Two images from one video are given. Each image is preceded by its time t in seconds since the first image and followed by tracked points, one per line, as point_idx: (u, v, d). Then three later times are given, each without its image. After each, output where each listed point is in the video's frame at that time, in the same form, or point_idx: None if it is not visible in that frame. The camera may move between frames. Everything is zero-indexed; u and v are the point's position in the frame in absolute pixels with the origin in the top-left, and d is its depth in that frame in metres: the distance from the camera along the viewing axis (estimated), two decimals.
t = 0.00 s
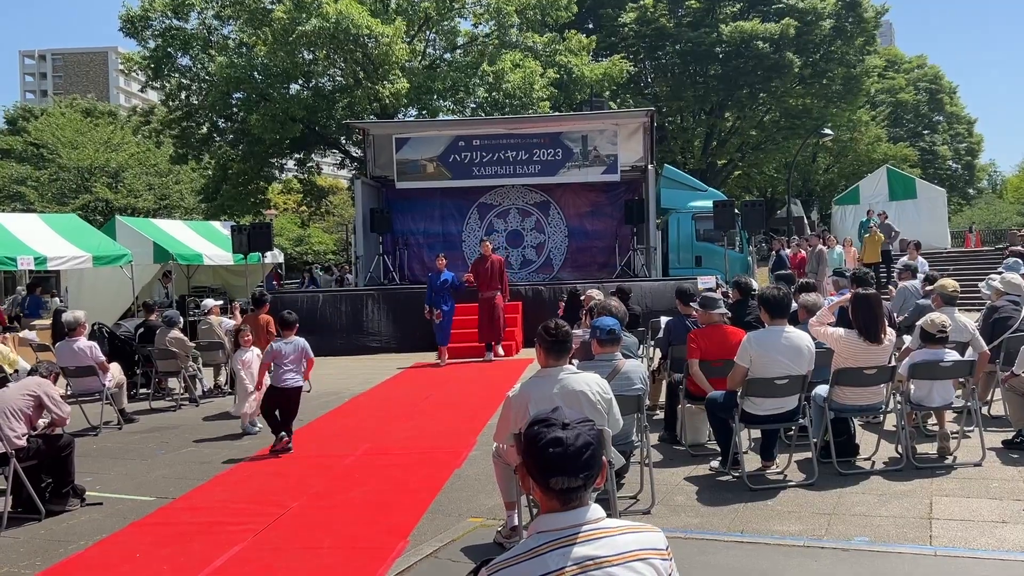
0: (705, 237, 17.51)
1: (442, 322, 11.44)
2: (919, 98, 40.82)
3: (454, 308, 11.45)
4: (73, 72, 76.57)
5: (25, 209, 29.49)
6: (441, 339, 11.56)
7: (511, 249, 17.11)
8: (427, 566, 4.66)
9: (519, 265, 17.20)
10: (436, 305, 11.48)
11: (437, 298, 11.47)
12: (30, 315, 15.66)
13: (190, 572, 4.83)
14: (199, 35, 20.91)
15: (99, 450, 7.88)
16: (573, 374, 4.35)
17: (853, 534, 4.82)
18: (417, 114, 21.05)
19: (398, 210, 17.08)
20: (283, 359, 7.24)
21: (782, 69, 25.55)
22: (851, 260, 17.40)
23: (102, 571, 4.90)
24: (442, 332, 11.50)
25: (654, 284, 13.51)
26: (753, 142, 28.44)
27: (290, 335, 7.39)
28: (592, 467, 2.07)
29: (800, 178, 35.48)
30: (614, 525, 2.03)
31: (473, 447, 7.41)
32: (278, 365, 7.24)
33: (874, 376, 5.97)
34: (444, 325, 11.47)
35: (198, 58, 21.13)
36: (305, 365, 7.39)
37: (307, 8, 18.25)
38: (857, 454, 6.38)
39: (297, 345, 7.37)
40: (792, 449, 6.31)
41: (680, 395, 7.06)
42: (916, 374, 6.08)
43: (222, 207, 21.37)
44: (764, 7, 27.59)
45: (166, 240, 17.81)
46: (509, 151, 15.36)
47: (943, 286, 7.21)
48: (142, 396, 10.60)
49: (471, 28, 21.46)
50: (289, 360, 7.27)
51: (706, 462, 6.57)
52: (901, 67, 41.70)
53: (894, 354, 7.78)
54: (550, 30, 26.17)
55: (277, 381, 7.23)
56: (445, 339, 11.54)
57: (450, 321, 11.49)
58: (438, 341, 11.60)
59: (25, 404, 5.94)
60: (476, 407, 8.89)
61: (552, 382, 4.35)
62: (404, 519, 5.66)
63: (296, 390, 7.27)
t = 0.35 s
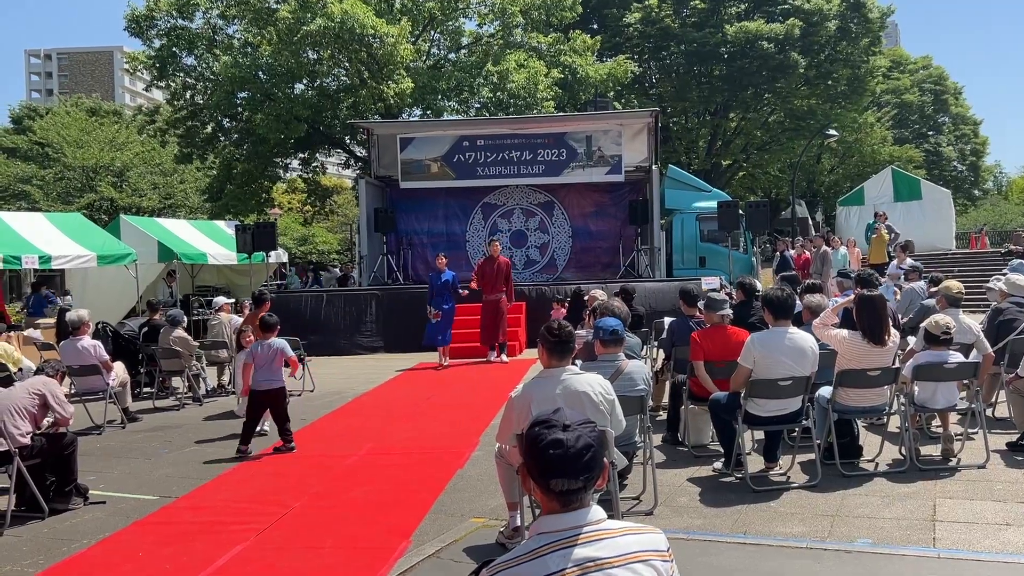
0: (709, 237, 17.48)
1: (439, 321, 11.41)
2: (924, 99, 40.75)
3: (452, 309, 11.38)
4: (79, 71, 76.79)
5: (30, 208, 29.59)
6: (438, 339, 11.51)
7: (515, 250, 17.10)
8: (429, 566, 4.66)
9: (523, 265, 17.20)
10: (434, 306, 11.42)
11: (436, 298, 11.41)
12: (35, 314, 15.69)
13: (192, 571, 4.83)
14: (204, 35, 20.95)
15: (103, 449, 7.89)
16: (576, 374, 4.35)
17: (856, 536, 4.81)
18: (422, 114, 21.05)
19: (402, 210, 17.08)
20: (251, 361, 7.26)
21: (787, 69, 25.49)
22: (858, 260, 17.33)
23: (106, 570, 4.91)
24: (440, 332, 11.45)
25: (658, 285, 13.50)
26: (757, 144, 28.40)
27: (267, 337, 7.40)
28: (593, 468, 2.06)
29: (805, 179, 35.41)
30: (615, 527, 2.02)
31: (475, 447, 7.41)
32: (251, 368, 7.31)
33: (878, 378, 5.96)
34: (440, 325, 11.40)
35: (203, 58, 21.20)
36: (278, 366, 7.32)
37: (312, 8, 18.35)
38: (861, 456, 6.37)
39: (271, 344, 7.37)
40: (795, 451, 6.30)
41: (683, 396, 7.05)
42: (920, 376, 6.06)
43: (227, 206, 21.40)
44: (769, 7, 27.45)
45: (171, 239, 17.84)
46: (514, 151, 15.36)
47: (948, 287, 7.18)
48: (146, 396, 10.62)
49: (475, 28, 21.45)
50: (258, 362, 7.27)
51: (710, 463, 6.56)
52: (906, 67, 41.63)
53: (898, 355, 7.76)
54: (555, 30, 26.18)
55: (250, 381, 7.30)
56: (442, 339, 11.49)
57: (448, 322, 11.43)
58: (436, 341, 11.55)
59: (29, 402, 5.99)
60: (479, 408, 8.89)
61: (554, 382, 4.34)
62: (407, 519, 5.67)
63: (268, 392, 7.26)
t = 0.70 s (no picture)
0: (714, 239, 17.46)
1: (441, 325, 11.33)
2: (931, 101, 40.69)
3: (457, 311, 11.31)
4: (86, 72, 77.07)
5: (37, 209, 29.73)
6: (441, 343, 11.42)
7: (520, 251, 17.11)
8: (433, 568, 4.66)
9: (527, 267, 17.19)
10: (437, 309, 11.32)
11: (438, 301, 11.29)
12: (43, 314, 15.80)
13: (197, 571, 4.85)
14: (210, 36, 21.00)
15: (108, 449, 7.92)
16: (580, 376, 4.35)
17: (861, 539, 4.79)
18: (427, 116, 21.07)
19: (407, 211, 17.10)
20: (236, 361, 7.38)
21: (793, 71, 25.42)
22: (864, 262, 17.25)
23: (111, 570, 4.93)
24: (443, 336, 11.37)
25: (663, 287, 13.49)
26: (763, 146, 28.35)
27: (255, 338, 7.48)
28: (596, 470, 2.06)
29: (811, 181, 35.36)
30: (618, 529, 2.02)
31: (480, 449, 7.41)
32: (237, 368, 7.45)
33: (883, 380, 5.95)
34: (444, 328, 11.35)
35: (209, 59, 21.29)
36: (255, 367, 7.34)
37: (319, 10, 18.49)
38: (866, 459, 6.35)
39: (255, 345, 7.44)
40: (800, 454, 6.28)
41: (688, 398, 7.04)
42: (925, 379, 6.05)
43: (232, 207, 21.46)
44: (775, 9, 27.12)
45: (176, 240, 17.89)
46: (519, 153, 15.36)
47: (954, 290, 7.15)
48: (152, 396, 10.64)
49: (481, 30, 21.45)
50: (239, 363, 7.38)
51: (715, 466, 6.55)
52: (913, 69, 41.57)
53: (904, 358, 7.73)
54: (560, 32, 26.22)
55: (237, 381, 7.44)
56: (445, 343, 11.41)
57: (451, 326, 11.36)
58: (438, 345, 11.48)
59: (35, 402, 5.99)
60: (484, 409, 8.89)
61: (558, 384, 4.34)
62: (411, 520, 5.67)
63: (247, 392, 7.31)
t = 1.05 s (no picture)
0: (720, 242, 17.44)
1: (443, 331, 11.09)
2: (938, 104, 40.59)
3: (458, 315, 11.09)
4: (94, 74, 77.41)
5: (44, 211, 29.87)
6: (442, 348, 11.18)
7: (526, 253, 17.11)
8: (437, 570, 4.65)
9: (533, 269, 17.19)
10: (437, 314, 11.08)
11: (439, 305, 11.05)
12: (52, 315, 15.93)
13: (202, 573, 4.86)
14: (216, 38, 21.07)
15: (114, 450, 7.94)
16: (585, 379, 4.33)
17: (867, 542, 4.78)
18: (433, 118, 21.10)
19: (413, 213, 17.12)
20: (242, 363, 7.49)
21: (800, 74, 25.36)
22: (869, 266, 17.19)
23: (116, 571, 4.94)
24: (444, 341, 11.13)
25: (669, 289, 13.47)
26: (770, 148, 28.29)
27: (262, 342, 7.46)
28: (599, 469, 2.05)
29: (817, 184, 35.29)
30: (622, 531, 2.01)
31: (485, 451, 7.41)
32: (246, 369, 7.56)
33: (890, 384, 5.94)
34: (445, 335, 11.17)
35: (216, 62, 21.37)
36: (252, 372, 7.38)
37: (326, 12, 18.57)
38: (872, 462, 6.33)
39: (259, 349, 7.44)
40: (806, 457, 6.26)
41: (692, 401, 7.02)
42: (931, 382, 6.03)
43: (239, 209, 21.51)
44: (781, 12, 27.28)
45: (183, 241, 17.95)
46: (525, 155, 15.36)
47: (961, 293, 7.12)
48: (158, 398, 10.68)
49: (487, 33, 21.46)
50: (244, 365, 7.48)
51: (721, 468, 6.54)
52: (920, 72, 41.47)
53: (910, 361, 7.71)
54: (566, 34, 26.27)
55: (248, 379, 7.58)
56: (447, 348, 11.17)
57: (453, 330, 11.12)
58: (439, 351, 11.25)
59: (43, 403, 6.02)
60: (489, 411, 8.89)
61: (564, 387, 4.33)
62: (416, 522, 5.67)
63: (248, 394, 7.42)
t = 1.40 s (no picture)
0: (725, 244, 17.41)
1: (439, 332, 10.84)
2: (944, 105, 40.49)
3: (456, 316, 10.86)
4: (99, 77, 77.67)
5: (50, 213, 29.98)
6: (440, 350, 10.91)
7: (531, 255, 17.11)
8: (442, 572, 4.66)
9: (538, 271, 17.18)
10: (434, 314, 10.85)
11: (436, 306, 10.85)
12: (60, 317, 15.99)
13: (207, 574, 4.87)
14: (222, 41, 21.15)
15: (120, 452, 7.96)
16: (590, 381, 4.33)
17: (873, 545, 4.77)
18: (438, 120, 21.11)
19: (418, 215, 17.13)
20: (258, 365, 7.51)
21: (805, 75, 25.33)
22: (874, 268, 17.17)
23: (122, 572, 4.96)
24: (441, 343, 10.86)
25: (674, 291, 13.45)
26: (775, 149, 28.23)
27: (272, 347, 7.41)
28: (600, 457, 2.13)
29: (823, 185, 35.21)
30: (626, 527, 2.02)
31: (490, 453, 7.41)
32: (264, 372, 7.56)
33: (896, 386, 5.93)
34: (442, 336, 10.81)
35: (222, 64, 21.44)
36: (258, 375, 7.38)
37: (331, 14, 18.59)
38: (878, 464, 6.32)
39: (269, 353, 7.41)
40: (812, 459, 6.25)
41: (697, 403, 7.01)
42: (937, 384, 6.02)
43: (244, 212, 21.55)
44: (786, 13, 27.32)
45: (188, 243, 18.00)
46: (530, 157, 15.36)
47: (967, 294, 7.09)
48: (164, 400, 10.70)
49: (492, 35, 21.48)
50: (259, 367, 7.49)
51: (726, 471, 6.53)
52: (926, 73, 41.37)
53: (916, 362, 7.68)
54: (571, 36, 26.29)
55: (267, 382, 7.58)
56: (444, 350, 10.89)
57: (450, 332, 10.86)
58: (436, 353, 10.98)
59: (49, 406, 6.04)
60: (495, 413, 8.89)
61: (569, 388, 4.33)
62: (421, 524, 5.68)
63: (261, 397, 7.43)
